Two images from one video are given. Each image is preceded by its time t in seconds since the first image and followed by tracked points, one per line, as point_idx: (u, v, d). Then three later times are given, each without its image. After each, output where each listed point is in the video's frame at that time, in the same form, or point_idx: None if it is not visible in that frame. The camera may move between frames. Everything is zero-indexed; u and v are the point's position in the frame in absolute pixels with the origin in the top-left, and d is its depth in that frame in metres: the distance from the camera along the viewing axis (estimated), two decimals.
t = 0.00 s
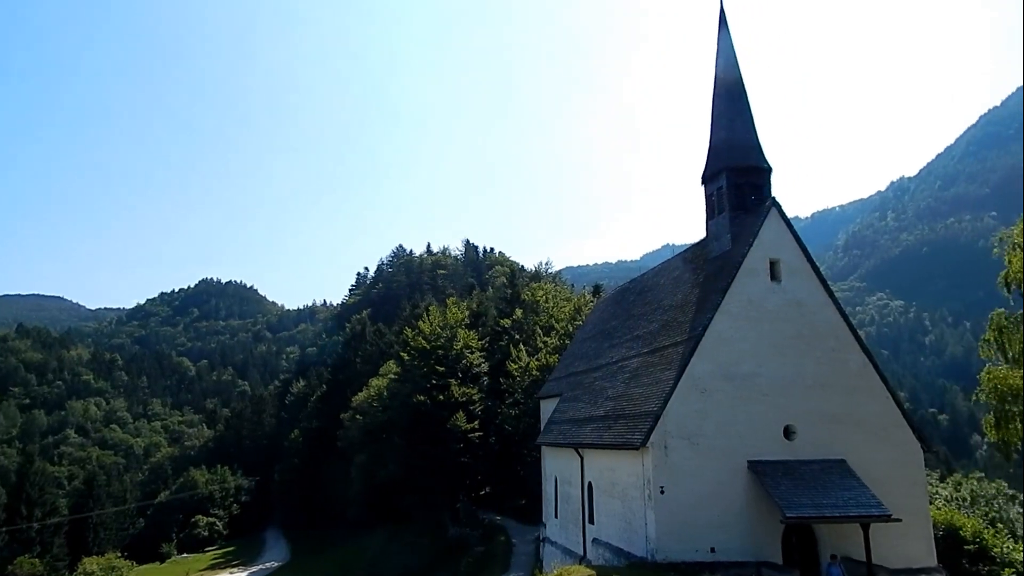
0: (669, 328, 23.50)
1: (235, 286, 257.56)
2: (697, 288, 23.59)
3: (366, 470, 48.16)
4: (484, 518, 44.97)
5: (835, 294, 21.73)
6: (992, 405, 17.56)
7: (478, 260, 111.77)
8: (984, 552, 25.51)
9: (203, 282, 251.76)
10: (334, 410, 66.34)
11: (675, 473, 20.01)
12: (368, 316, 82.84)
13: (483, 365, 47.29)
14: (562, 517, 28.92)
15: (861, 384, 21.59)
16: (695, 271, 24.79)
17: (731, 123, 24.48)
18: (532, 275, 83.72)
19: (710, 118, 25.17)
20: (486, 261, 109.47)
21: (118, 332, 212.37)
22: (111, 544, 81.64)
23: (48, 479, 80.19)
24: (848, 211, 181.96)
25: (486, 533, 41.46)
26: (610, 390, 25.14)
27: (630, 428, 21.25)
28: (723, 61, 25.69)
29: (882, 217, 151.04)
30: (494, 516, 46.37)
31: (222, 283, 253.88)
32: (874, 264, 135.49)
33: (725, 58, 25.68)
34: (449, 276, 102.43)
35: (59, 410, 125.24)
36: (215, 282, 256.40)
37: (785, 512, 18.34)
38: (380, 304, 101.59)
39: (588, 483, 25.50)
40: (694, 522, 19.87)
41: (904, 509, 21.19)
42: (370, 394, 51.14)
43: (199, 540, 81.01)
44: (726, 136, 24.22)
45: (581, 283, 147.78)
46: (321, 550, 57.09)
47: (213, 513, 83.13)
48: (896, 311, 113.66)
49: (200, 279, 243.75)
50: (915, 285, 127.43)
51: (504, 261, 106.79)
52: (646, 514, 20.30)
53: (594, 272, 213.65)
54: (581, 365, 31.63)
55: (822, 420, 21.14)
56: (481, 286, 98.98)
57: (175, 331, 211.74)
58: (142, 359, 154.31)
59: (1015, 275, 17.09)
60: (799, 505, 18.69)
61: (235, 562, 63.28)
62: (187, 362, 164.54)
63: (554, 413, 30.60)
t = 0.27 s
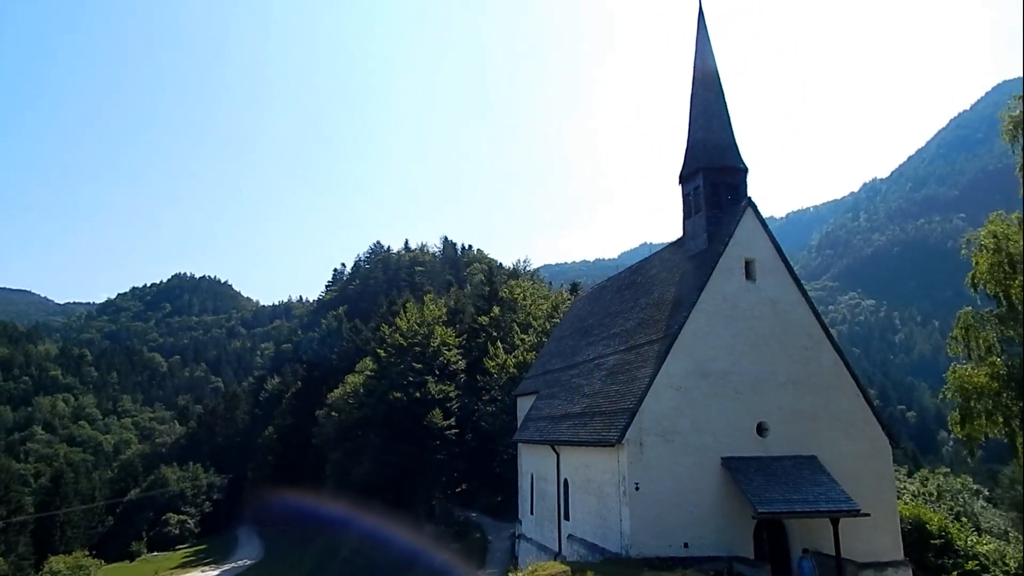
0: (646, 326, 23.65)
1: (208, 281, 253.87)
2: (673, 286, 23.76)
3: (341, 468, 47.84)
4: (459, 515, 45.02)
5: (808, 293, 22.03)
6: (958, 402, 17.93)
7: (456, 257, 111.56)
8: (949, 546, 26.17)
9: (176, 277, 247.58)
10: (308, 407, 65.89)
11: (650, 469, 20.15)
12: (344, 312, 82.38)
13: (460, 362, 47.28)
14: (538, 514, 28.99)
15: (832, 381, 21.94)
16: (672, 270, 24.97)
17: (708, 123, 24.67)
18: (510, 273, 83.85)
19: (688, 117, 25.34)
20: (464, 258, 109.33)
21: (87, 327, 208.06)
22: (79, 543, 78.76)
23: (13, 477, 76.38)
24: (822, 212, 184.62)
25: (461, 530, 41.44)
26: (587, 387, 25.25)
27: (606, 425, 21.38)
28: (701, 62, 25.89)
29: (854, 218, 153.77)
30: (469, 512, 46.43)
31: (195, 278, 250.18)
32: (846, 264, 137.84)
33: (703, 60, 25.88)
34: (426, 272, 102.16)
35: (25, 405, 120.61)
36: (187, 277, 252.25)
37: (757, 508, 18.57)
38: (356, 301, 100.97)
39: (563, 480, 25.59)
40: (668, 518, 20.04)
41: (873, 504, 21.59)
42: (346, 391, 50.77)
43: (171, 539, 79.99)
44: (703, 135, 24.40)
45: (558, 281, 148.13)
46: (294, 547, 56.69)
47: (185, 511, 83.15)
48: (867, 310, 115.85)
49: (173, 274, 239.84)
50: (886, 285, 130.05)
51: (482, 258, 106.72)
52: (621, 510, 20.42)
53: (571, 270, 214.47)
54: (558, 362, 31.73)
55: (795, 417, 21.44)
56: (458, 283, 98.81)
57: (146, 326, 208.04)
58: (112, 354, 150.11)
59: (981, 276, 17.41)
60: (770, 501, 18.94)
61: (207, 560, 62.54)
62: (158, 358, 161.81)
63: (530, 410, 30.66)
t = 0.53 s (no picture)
0: (630, 322, 23.73)
1: (190, 276, 251.21)
2: (657, 282, 23.84)
3: (324, 464, 47.60)
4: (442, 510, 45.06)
5: (790, 289, 22.20)
6: (936, 397, 18.13)
7: (441, 252, 111.30)
8: (927, 539, 26.74)
9: (157, 272, 244.64)
10: (292, 403, 65.54)
11: (633, 465, 20.23)
12: (328, 307, 81.90)
13: (445, 358, 47.27)
14: (522, 509, 29.04)
15: (814, 376, 22.15)
16: (656, 265, 25.05)
17: (691, 119, 24.73)
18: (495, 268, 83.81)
19: (672, 113, 25.40)
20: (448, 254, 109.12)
21: (66, 323, 205.22)
22: (58, 541, 77.66)
23: None
24: (804, 209, 186.33)
25: (445, 526, 41.44)
26: (571, 383, 25.29)
27: (590, 420, 21.44)
28: (685, 59, 25.97)
29: (836, 215, 155.29)
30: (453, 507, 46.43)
31: (176, 273, 247.54)
32: (828, 261, 139.29)
33: (687, 57, 25.94)
34: (410, 268, 101.89)
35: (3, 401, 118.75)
36: (169, 272, 249.40)
37: (739, 503, 18.72)
38: (340, 296, 100.46)
39: (547, 475, 25.63)
40: (651, 512, 20.14)
41: (853, 497, 21.85)
42: (330, 387, 50.51)
43: (152, 536, 79.44)
44: (687, 131, 24.47)
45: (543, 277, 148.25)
46: (277, 544, 56.46)
47: (167, 507, 82.51)
48: (848, 306, 117.12)
49: (154, 268, 237.01)
50: (866, 281, 131.55)
51: (467, 254, 106.53)
52: (604, 505, 20.49)
53: (556, 266, 214.81)
54: (542, 358, 31.75)
55: (776, 412, 21.62)
56: (443, 279, 98.62)
57: (127, 322, 205.52)
58: (91, 350, 147.88)
59: (960, 272, 17.55)
60: (752, 496, 19.10)
61: (189, 557, 61.95)
62: (139, 353, 159.94)
63: (514, 406, 30.66)
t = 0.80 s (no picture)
0: (617, 315, 23.80)
1: (175, 270, 248.96)
2: (644, 276, 23.93)
3: (311, 459, 47.43)
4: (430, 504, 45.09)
5: (776, 283, 22.35)
6: (918, 388, 18.34)
7: (428, 246, 111.00)
8: (910, 529, 27.08)
9: (141, 266, 242.24)
10: (278, 398, 65.30)
11: (620, 458, 20.33)
12: (314, 302, 81.43)
13: (432, 352, 47.22)
14: (510, 502, 29.11)
15: (799, 369, 22.33)
16: (643, 260, 25.14)
17: (678, 113, 24.78)
18: (482, 263, 83.73)
19: (659, 107, 25.44)
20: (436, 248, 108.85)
21: (49, 317, 202.87)
22: (42, 536, 76.85)
23: None
24: (790, 203, 187.53)
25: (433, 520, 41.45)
26: (559, 376, 25.35)
27: (577, 414, 21.52)
28: (672, 53, 26.00)
29: (821, 209, 156.60)
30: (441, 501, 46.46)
31: (161, 267, 245.30)
32: (814, 255, 140.31)
33: (674, 51, 25.98)
34: (398, 262, 101.60)
35: None
36: (153, 266, 247.07)
37: (725, 495, 18.87)
38: (327, 290, 100.00)
39: (535, 469, 25.70)
40: (638, 505, 20.26)
41: (837, 488, 22.09)
42: (317, 381, 50.28)
43: (136, 531, 79.09)
44: (674, 125, 24.52)
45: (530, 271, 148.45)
46: (263, 539, 56.28)
47: (152, 503, 82.13)
48: (833, 300, 118.17)
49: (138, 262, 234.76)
50: (851, 275, 132.91)
51: (455, 248, 106.27)
52: (592, 498, 20.58)
53: (544, 260, 214.95)
54: (530, 352, 31.78)
55: (762, 405, 21.80)
56: (430, 273, 98.41)
57: (111, 316, 203.49)
58: (75, 344, 146.34)
59: (943, 266, 17.75)
60: (737, 488, 19.26)
61: (175, 553, 61.59)
62: (123, 348, 158.47)
63: (502, 400, 30.68)
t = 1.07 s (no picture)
0: (604, 310, 23.89)
1: (159, 264, 246.64)
2: (631, 271, 24.03)
3: (298, 453, 47.27)
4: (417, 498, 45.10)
5: (762, 278, 22.51)
6: (902, 382, 18.54)
7: (416, 240, 110.76)
8: (891, 521, 27.27)
9: (125, 259, 239.71)
10: (265, 393, 65.02)
11: (607, 451, 20.45)
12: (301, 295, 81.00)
13: (419, 346, 47.17)
14: (497, 495, 29.20)
15: (784, 363, 22.53)
16: (630, 254, 25.23)
17: (666, 108, 24.84)
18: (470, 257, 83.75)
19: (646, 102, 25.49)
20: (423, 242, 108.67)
21: (31, 311, 200.37)
22: (26, 532, 75.89)
23: None
24: (776, 199, 188.84)
25: (420, 513, 41.46)
26: (546, 370, 25.44)
27: (564, 408, 21.62)
28: (660, 49, 26.06)
29: (807, 205, 157.72)
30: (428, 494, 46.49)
31: (145, 260, 242.94)
32: (799, 250, 141.42)
33: (662, 46, 26.03)
34: (385, 256, 101.37)
35: None
36: (137, 260, 244.57)
37: (710, 487, 19.04)
38: (314, 284, 99.55)
39: (522, 462, 25.81)
40: (624, 497, 20.41)
41: (820, 481, 22.36)
42: (304, 375, 50.06)
43: (121, 526, 78.71)
44: (661, 120, 24.59)
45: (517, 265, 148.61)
46: (249, 534, 56.10)
47: (137, 498, 81.58)
48: (818, 295, 119.14)
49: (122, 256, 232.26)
50: (835, 269, 134.12)
51: (442, 242, 106.17)
52: (579, 491, 20.70)
53: (531, 254, 215.09)
54: (517, 346, 31.85)
55: (748, 399, 21.99)
56: (417, 267, 98.28)
57: (95, 310, 201.33)
58: (58, 339, 144.75)
59: (926, 260, 17.97)
60: (723, 480, 19.45)
61: (161, 547, 61.27)
62: (107, 342, 156.88)
63: (489, 394, 30.74)
